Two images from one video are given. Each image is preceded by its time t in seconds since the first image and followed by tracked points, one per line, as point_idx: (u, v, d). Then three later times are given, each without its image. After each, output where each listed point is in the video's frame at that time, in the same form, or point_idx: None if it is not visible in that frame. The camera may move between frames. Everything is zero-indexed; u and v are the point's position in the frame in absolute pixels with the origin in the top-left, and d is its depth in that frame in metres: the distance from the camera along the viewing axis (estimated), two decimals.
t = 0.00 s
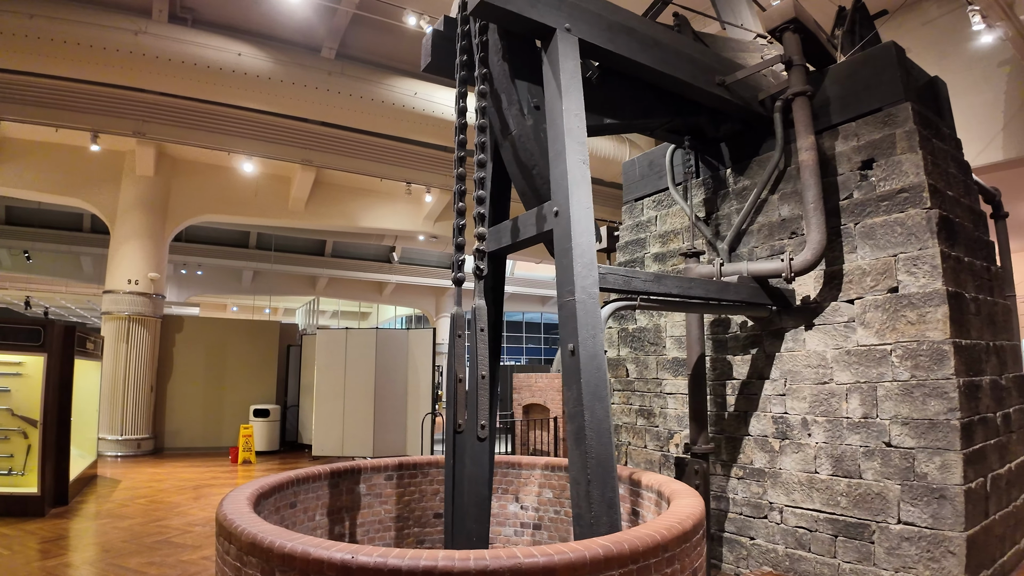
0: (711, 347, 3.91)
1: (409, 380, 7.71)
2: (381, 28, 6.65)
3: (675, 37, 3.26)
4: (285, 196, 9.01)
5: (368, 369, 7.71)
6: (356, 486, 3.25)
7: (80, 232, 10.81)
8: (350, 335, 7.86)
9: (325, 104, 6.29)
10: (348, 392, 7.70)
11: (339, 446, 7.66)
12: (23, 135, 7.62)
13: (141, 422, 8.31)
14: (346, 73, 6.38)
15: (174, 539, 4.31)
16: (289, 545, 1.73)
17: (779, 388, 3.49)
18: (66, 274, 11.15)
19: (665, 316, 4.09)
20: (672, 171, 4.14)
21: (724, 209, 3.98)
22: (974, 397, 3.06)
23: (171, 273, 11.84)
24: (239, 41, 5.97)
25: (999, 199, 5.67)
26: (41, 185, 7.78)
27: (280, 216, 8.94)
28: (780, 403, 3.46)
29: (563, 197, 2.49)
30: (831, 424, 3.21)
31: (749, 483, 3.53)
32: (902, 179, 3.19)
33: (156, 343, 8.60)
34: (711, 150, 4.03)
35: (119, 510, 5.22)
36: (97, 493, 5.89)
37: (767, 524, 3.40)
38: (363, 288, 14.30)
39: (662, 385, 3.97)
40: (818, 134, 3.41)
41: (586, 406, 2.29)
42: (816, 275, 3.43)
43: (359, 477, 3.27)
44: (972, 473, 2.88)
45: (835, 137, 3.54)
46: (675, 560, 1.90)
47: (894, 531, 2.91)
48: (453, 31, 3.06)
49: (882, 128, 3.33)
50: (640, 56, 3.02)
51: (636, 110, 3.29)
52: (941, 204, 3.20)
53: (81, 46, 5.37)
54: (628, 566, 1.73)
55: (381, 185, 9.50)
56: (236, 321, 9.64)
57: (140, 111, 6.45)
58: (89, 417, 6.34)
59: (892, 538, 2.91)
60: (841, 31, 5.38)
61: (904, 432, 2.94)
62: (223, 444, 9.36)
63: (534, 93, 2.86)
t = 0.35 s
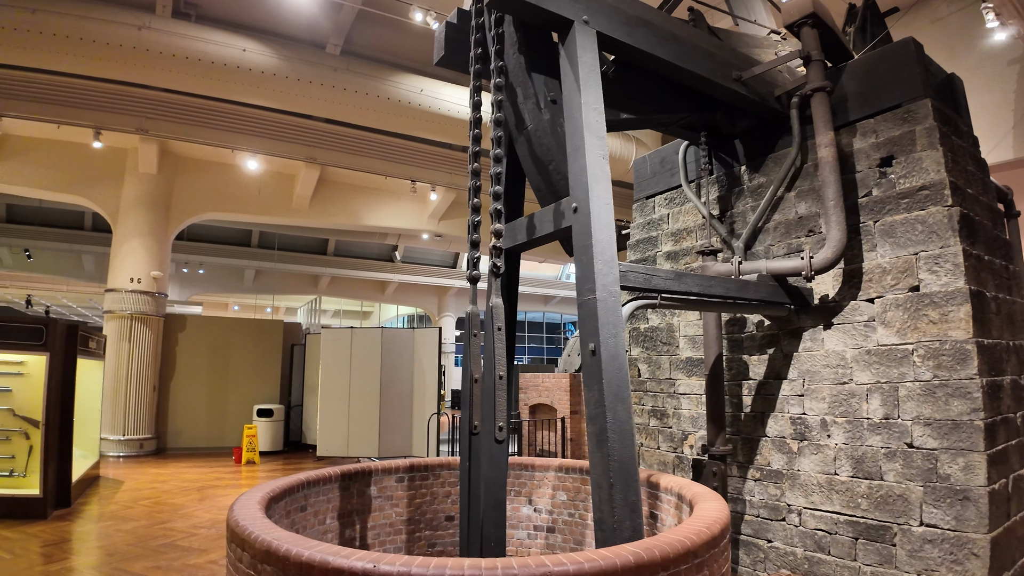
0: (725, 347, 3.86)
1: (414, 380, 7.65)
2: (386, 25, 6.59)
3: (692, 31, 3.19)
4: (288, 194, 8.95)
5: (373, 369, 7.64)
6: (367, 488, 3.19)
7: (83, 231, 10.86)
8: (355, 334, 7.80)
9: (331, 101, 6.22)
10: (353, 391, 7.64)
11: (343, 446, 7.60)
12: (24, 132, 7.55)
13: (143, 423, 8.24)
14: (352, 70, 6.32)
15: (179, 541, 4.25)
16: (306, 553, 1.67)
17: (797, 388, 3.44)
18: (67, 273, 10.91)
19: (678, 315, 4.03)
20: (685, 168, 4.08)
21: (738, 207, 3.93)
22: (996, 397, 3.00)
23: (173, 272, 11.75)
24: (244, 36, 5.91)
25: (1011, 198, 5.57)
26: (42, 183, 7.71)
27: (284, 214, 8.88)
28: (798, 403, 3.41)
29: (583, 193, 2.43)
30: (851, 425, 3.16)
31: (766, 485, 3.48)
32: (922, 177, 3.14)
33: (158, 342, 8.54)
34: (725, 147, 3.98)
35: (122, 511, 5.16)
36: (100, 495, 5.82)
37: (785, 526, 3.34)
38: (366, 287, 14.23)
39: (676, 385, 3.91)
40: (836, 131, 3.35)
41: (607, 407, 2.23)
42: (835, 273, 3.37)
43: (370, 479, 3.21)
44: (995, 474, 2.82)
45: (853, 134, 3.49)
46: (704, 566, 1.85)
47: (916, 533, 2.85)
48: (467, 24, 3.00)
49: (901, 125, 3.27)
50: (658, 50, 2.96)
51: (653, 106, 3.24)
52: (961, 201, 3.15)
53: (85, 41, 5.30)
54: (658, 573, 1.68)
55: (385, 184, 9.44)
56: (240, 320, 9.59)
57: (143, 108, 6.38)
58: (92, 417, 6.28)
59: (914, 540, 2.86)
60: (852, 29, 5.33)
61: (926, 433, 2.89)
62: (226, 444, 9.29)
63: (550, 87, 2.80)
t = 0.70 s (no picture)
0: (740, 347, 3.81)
1: (419, 380, 7.60)
2: (391, 22, 6.53)
3: (707, 25, 3.14)
4: (291, 193, 8.90)
5: (377, 369, 7.59)
6: (378, 490, 3.14)
7: (84, 229, 10.96)
8: (359, 334, 7.74)
9: (335, 97, 6.17)
10: (357, 391, 7.58)
11: (347, 447, 7.54)
12: (24, 130, 7.49)
13: (144, 423, 8.18)
14: (357, 67, 6.26)
15: (184, 545, 4.19)
16: (325, 560, 1.62)
17: (814, 388, 3.39)
18: (67, 272, 10.81)
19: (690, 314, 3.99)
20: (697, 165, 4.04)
21: (752, 205, 3.88)
22: (1017, 396, 2.96)
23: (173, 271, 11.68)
24: (248, 33, 5.85)
25: None
26: (43, 181, 7.65)
27: (287, 212, 8.83)
28: (815, 403, 3.36)
29: (602, 188, 2.37)
30: (870, 425, 3.11)
31: (783, 486, 3.43)
32: (941, 174, 3.09)
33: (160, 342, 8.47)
34: (737, 144, 3.94)
35: (124, 514, 5.10)
36: (103, 496, 5.76)
37: (803, 528, 3.30)
38: (368, 287, 14.15)
39: (688, 385, 3.87)
40: (854, 127, 3.30)
41: (628, 408, 2.17)
42: (852, 271, 3.32)
43: (381, 481, 3.16)
44: (1017, 475, 2.77)
45: (869, 131, 3.44)
46: (734, 571, 1.81)
47: (937, 533, 2.81)
48: (480, 16, 2.94)
49: (919, 122, 3.23)
50: (675, 44, 2.90)
51: (668, 102, 3.19)
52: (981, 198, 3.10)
53: (87, 37, 5.24)
54: None
55: (389, 182, 9.39)
56: (242, 319, 9.54)
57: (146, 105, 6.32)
58: (94, 417, 6.22)
59: (935, 541, 2.81)
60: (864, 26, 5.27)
61: (947, 433, 2.84)
62: (228, 444, 9.22)
63: (567, 81, 2.74)
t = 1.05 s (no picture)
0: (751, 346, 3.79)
1: (423, 380, 7.58)
2: (395, 20, 6.50)
3: (720, 22, 3.11)
4: (294, 192, 8.87)
5: (381, 369, 7.56)
6: (388, 491, 3.11)
7: (83, 229, 10.74)
8: (363, 334, 7.72)
9: (339, 96, 6.14)
10: (361, 391, 7.56)
11: (351, 447, 7.52)
12: (26, 128, 7.50)
13: (146, 424, 8.13)
14: (360, 65, 6.23)
15: (190, 547, 4.15)
16: (343, 564, 1.58)
17: (827, 387, 3.37)
18: (68, 270, 10.87)
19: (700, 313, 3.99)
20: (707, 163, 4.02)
21: (763, 202, 3.86)
22: None
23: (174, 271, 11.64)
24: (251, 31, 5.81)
25: None
26: (44, 180, 7.61)
27: (290, 212, 8.80)
28: (828, 402, 3.34)
29: (617, 184, 2.34)
30: (884, 424, 3.09)
31: (795, 486, 3.41)
32: (954, 171, 3.07)
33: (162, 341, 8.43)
34: (748, 142, 3.92)
35: (128, 516, 5.06)
36: (105, 497, 5.72)
37: (816, 528, 3.27)
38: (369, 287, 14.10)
39: (698, 384, 3.87)
40: (867, 124, 3.28)
41: (647, 407, 2.14)
42: (865, 270, 3.30)
43: (391, 482, 3.13)
44: None
45: (881, 128, 3.41)
46: (758, 572, 1.79)
47: (952, 533, 2.78)
48: (492, 12, 2.91)
49: (932, 119, 3.20)
50: (688, 40, 2.87)
51: (680, 99, 3.16)
52: (994, 196, 3.08)
53: (90, 35, 5.19)
54: None
55: (392, 181, 9.36)
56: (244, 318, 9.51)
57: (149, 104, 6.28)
58: (96, 418, 6.18)
59: (951, 541, 2.79)
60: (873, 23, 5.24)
61: (962, 431, 2.82)
62: (230, 445, 9.19)
63: (580, 77, 2.72)
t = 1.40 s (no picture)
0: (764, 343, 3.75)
1: (428, 379, 7.54)
2: (398, 15, 6.44)
3: (734, 12, 3.05)
4: (297, 189, 8.83)
5: (385, 367, 7.51)
6: (397, 490, 3.06)
7: (85, 228, 10.57)
8: (368, 332, 7.68)
9: (343, 91, 6.10)
10: (365, 389, 7.52)
11: (356, 446, 7.48)
12: (27, 124, 7.45)
13: (148, 423, 8.09)
14: (364, 60, 6.17)
15: (195, 547, 4.10)
16: (359, 565, 1.53)
17: (842, 383, 3.33)
18: (69, 269, 10.91)
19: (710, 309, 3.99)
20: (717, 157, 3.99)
21: (775, 196, 3.82)
22: None
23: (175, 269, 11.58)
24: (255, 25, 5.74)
25: None
26: (44, 177, 7.57)
27: (294, 209, 8.76)
28: (844, 399, 3.30)
29: (634, 175, 2.29)
30: (901, 420, 3.05)
31: (810, 484, 3.37)
32: (971, 164, 3.03)
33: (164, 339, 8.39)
34: (759, 135, 3.88)
35: (131, 516, 5.00)
36: (107, 497, 5.66)
37: (832, 526, 3.23)
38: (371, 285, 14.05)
39: (710, 381, 3.86)
40: (882, 117, 3.24)
41: (666, 403, 2.09)
42: (880, 264, 3.26)
43: (400, 481, 3.08)
44: None
45: (896, 122, 3.36)
46: (785, 571, 1.75)
47: (972, 530, 2.75)
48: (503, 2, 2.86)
49: (946, 112, 3.16)
50: (702, 30, 2.81)
51: (693, 91, 3.13)
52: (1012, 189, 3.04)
53: (91, 28, 5.13)
54: None
55: (396, 179, 9.32)
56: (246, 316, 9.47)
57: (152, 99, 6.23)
58: (98, 416, 6.14)
59: (970, 538, 2.75)
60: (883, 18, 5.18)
61: (982, 427, 2.78)
62: (233, 444, 9.14)
63: (595, 66, 2.67)
